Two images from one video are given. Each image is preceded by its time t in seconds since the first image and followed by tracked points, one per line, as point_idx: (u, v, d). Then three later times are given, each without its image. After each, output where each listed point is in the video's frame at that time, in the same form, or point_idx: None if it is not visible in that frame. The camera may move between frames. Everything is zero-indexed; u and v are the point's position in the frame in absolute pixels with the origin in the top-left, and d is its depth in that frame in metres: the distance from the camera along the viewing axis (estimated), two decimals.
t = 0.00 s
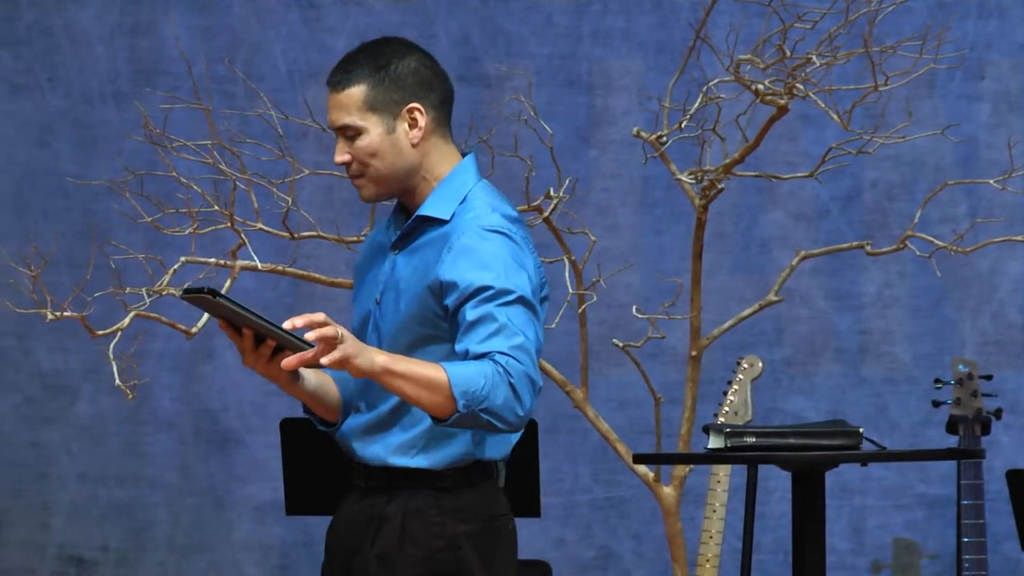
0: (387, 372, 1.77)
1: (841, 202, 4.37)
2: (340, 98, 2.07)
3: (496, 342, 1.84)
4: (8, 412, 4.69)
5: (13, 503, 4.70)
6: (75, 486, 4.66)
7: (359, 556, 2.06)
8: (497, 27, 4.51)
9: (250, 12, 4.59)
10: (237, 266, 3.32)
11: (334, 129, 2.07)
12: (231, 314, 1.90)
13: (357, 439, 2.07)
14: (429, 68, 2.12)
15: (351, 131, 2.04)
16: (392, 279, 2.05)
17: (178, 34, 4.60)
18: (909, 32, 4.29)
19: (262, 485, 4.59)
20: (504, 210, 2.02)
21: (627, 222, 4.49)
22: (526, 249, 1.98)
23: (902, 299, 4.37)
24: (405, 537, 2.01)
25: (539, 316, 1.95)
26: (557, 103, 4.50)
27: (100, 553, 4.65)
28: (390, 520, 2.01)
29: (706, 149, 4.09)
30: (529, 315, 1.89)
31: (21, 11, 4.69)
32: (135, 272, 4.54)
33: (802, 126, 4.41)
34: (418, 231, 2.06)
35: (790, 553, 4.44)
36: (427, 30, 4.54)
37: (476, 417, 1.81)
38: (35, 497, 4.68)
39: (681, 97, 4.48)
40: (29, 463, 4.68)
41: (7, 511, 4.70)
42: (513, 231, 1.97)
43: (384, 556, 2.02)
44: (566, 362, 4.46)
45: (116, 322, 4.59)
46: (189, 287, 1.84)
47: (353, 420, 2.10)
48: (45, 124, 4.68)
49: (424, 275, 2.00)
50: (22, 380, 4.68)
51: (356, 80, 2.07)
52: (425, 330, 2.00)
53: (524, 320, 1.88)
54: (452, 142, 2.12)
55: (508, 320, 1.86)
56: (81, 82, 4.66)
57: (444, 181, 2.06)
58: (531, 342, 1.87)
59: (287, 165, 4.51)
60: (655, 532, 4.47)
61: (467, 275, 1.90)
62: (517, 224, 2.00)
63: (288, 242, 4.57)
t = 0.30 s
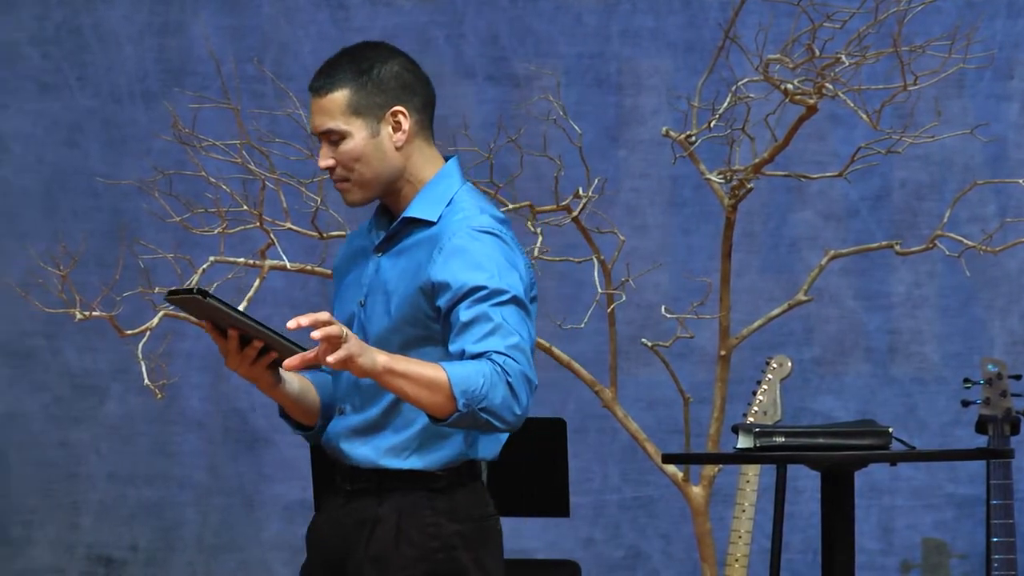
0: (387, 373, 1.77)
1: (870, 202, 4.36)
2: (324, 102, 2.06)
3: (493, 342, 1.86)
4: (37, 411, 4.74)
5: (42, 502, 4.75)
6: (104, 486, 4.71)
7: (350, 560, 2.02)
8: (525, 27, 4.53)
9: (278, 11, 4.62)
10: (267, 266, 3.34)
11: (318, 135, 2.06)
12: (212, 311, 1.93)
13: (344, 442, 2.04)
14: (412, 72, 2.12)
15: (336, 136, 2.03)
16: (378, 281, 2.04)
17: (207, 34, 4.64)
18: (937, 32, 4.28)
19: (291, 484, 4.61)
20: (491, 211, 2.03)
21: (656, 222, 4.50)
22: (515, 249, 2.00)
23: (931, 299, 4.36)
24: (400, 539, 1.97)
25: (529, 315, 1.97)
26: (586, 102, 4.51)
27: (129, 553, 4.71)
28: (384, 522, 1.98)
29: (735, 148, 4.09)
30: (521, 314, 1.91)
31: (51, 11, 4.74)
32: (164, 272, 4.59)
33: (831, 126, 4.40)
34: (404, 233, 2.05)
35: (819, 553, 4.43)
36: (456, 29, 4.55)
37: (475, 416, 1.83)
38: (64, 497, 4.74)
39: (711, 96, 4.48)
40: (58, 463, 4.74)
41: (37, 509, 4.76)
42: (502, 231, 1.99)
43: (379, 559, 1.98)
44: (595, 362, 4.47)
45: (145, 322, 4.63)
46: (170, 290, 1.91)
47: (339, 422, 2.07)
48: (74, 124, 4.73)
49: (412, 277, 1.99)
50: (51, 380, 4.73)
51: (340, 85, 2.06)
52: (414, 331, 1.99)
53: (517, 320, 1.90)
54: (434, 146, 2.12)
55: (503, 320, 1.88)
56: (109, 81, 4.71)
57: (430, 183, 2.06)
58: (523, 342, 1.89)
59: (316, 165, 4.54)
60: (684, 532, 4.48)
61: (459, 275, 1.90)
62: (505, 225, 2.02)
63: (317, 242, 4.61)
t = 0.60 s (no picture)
0: (375, 365, 1.77)
1: (905, 201, 4.36)
2: (288, 99, 2.04)
3: (472, 332, 1.88)
4: (71, 411, 4.77)
5: (76, 501, 4.77)
6: (138, 485, 4.74)
7: (323, 557, 1.98)
8: (560, 26, 4.55)
9: (312, 11, 4.64)
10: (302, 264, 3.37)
11: (282, 133, 2.04)
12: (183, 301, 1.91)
13: (315, 438, 2.01)
14: (373, 69, 2.11)
15: (301, 133, 2.02)
16: (347, 277, 2.04)
17: (241, 33, 4.67)
18: (971, 31, 4.26)
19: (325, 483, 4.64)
20: (459, 204, 2.05)
21: (690, 221, 4.51)
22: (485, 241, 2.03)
23: (966, 299, 4.35)
24: (377, 534, 1.95)
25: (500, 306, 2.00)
26: (620, 101, 4.53)
27: (163, 552, 4.73)
28: (361, 516, 1.95)
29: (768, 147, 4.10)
30: (496, 305, 1.94)
31: (85, 10, 4.76)
32: (198, 271, 4.64)
33: (865, 125, 4.40)
34: (370, 228, 2.06)
35: (853, 553, 4.43)
36: (489, 29, 4.57)
37: (460, 406, 1.84)
38: (99, 497, 4.76)
39: (745, 96, 4.50)
40: (93, 461, 4.76)
41: (71, 508, 4.77)
42: (473, 224, 2.01)
43: (357, 554, 1.95)
44: (629, 361, 4.48)
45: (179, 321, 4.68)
46: (143, 286, 1.93)
47: (307, 419, 2.04)
48: (108, 123, 4.75)
49: (383, 270, 1.99)
50: (86, 377, 4.76)
51: (305, 82, 2.04)
52: (386, 325, 1.99)
53: (492, 310, 1.93)
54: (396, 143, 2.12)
55: (479, 310, 1.90)
56: (144, 80, 4.73)
57: (395, 178, 2.06)
58: (500, 332, 1.91)
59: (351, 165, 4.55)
60: (719, 531, 4.49)
61: (435, 267, 1.92)
62: (474, 218, 2.05)
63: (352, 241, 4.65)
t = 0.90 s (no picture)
0: (372, 357, 1.83)
1: (940, 201, 4.36)
2: (263, 100, 2.09)
3: (461, 327, 1.96)
4: (107, 411, 4.71)
5: (111, 500, 4.72)
6: (173, 484, 4.67)
7: (304, 550, 2.02)
8: (595, 26, 4.56)
9: (348, 10, 4.62)
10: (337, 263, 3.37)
11: (255, 133, 2.09)
12: (172, 300, 1.91)
13: (298, 435, 2.04)
14: (343, 70, 2.17)
15: (275, 133, 2.07)
16: (328, 275, 2.08)
17: (277, 32, 4.66)
18: (1007, 30, 4.25)
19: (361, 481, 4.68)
20: (434, 200, 2.13)
21: (725, 220, 4.52)
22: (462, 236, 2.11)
23: (1001, 298, 4.35)
24: (362, 527, 1.99)
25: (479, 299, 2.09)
26: (655, 101, 4.54)
27: (197, 552, 4.66)
28: (346, 510, 2.00)
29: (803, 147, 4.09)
30: (479, 300, 2.02)
31: (119, 9, 4.73)
32: (234, 270, 4.62)
33: (900, 124, 4.39)
34: (347, 226, 2.11)
35: (888, 552, 4.43)
36: (524, 28, 4.58)
37: (451, 400, 1.91)
38: (132, 496, 4.71)
39: (780, 96, 4.51)
40: (126, 461, 4.71)
41: (105, 507, 4.72)
42: (452, 220, 2.09)
43: (341, 547, 2.00)
44: (664, 361, 4.50)
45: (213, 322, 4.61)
46: (122, 284, 1.94)
47: (288, 416, 2.07)
48: (143, 123, 4.71)
49: (364, 266, 2.05)
50: (120, 378, 4.70)
51: (279, 83, 2.09)
52: (369, 322, 2.04)
53: (475, 304, 2.01)
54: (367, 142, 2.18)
55: (464, 305, 1.98)
56: (179, 80, 4.69)
57: (368, 176, 2.12)
58: (484, 326, 1.99)
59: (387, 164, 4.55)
60: (753, 530, 4.50)
61: (420, 263, 1.99)
62: (450, 213, 2.13)
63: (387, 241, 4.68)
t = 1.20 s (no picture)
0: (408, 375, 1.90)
1: (966, 200, 4.36)
2: (247, 104, 2.12)
3: (471, 339, 2.06)
4: (134, 410, 4.75)
5: (138, 499, 4.76)
6: (200, 483, 4.72)
7: (327, 552, 2.08)
8: (622, 25, 4.57)
9: (375, 10, 4.65)
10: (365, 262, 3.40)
11: (240, 138, 2.12)
12: (176, 303, 2.00)
13: (310, 439, 2.08)
14: (322, 71, 2.22)
15: (263, 138, 2.11)
16: (332, 276, 2.16)
17: (304, 31, 4.68)
18: None
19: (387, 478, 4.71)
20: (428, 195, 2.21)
21: (752, 220, 4.53)
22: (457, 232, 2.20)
23: None
24: (387, 527, 2.06)
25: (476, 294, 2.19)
26: (681, 101, 4.55)
27: (225, 551, 4.71)
28: (369, 511, 2.06)
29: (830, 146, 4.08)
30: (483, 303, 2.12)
31: (147, 9, 4.76)
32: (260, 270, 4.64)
33: (928, 124, 4.39)
34: (346, 224, 2.17)
35: (914, 552, 4.43)
36: (551, 27, 4.59)
37: (462, 413, 2.00)
38: (159, 495, 4.75)
39: (807, 95, 4.51)
40: (153, 459, 4.75)
41: (133, 506, 4.76)
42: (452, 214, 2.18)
43: (366, 548, 2.07)
44: (691, 360, 4.51)
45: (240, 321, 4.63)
46: (121, 290, 2.05)
47: (298, 418, 2.10)
48: (170, 123, 4.74)
49: (372, 271, 2.13)
50: (148, 377, 4.75)
51: (264, 86, 2.13)
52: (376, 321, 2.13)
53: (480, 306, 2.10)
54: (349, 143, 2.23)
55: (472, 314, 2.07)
56: (206, 79, 4.73)
57: (363, 176, 2.18)
58: (493, 329, 2.11)
59: (414, 164, 4.57)
60: (780, 530, 4.51)
61: (428, 265, 2.08)
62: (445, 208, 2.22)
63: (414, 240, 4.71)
